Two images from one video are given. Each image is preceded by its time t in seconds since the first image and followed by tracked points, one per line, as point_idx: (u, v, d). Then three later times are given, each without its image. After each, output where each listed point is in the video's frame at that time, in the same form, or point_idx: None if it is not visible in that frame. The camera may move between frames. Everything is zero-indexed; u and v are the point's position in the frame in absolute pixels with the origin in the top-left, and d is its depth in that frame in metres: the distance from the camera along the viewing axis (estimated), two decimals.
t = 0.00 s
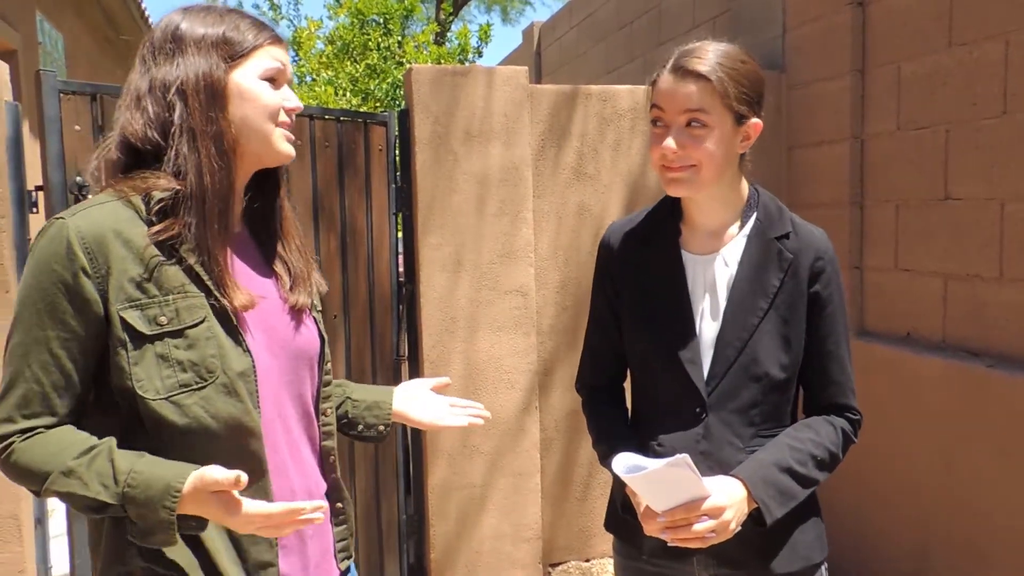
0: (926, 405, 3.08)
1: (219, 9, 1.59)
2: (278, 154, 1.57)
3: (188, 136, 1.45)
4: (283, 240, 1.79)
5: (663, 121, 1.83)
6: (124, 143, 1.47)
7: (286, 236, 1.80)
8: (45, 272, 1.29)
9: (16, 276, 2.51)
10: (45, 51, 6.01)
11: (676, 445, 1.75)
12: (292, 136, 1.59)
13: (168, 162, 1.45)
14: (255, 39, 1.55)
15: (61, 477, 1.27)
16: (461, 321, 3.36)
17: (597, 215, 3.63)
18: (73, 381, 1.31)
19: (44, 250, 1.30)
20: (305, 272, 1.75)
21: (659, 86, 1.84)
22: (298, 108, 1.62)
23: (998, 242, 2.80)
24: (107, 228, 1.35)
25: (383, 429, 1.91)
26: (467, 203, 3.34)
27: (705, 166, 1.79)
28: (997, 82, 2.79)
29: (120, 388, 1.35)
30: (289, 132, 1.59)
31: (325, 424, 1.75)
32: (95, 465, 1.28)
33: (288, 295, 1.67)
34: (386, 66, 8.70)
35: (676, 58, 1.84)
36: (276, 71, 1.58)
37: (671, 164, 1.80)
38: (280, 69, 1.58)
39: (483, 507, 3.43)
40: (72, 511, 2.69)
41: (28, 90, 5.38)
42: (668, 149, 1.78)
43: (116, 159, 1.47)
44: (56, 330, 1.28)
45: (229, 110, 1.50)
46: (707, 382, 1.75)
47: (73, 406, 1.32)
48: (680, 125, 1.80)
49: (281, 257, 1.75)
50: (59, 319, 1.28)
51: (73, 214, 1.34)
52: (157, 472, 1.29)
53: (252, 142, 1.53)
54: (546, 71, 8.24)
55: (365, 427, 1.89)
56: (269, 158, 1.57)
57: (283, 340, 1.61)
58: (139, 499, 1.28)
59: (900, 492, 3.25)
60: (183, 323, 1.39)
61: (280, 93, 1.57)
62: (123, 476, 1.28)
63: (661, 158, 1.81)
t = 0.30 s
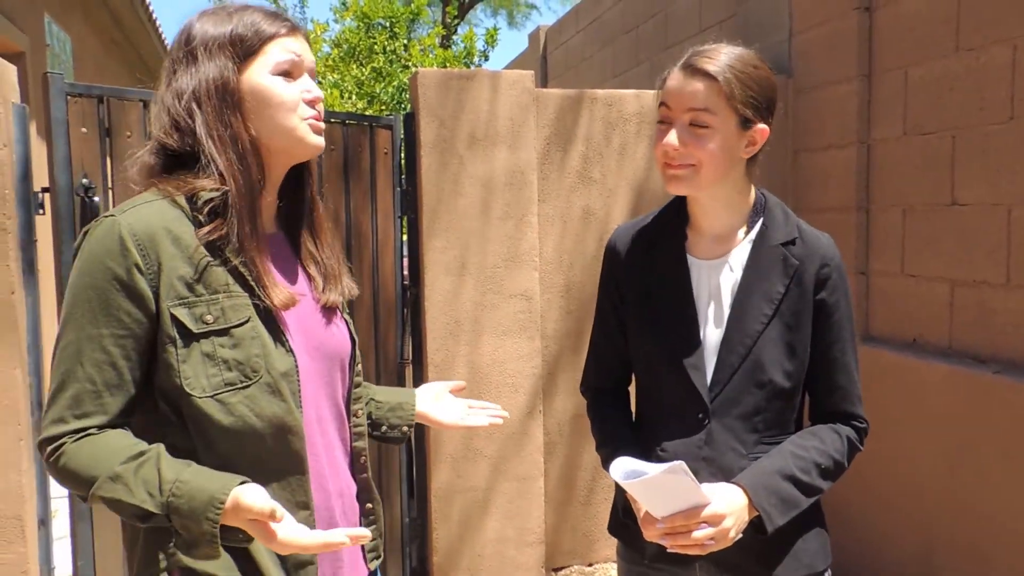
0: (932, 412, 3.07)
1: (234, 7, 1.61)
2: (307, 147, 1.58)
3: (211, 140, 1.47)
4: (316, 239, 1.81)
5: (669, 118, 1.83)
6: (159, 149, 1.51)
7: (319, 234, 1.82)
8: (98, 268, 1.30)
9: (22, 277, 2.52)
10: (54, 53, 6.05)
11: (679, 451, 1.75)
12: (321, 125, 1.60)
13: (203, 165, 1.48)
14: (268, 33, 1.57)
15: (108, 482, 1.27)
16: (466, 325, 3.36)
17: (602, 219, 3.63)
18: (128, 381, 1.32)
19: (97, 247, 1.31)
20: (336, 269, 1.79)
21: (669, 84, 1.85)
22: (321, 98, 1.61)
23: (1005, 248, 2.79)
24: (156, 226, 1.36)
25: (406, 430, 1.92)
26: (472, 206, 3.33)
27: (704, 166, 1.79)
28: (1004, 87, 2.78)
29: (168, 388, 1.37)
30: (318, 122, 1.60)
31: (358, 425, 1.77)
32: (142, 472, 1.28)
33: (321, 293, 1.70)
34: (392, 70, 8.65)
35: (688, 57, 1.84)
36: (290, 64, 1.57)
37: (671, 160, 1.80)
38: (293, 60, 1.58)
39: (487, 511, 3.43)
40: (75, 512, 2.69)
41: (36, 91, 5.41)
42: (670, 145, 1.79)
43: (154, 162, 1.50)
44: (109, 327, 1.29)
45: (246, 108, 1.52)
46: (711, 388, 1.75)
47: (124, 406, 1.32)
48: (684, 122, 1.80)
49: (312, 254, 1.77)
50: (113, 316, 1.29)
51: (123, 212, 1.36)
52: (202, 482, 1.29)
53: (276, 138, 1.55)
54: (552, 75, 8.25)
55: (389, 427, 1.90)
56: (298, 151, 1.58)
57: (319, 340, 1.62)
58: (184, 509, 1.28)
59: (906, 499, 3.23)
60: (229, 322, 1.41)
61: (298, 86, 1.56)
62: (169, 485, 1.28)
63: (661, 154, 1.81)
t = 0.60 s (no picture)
0: (937, 416, 3.06)
1: (254, 9, 1.61)
2: (330, 148, 1.57)
3: (238, 147, 1.47)
4: (342, 237, 1.80)
5: (673, 119, 1.84)
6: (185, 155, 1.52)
7: (344, 232, 1.81)
8: (139, 272, 1.32)
9: (27, 280, 2.52)
10: (58, 56, 6.05)
11: (683, 453, 1.75)
12: (344, 125, 1.59)
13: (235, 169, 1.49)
14: (290, 36, 1.57)
15: (150, 488, 1.29)
16: (470, 328, 3.35)
17: (605, 221, 3.63)
18: (175, 383, 1.35)
19: (136, 251, 1.33)
20: (360, 269, 1.79)
21: (672, 86, 1.85)
22: (344, 96, 1.59)
23: (1011, 251, 2.78)
24: (192, 229, 1.38)
25: (428, 434, 1.94)
26: (476, 209, 3.33)
27: (709, 166, 1.78)
28: (1009, 90, 2.77)
29: (207, 392, 1.39)
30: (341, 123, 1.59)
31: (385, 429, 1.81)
32: (182, 477, 1.30)
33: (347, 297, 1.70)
34: (395, 73, 8.66)
35: (691, 58, 1.84)
36: (313, 66, 1.57)
37: (675, 161, 1.80)
38: (315, 62, 1.57)
39: (491, 514, 3.42)
40: (79, 514, 2.70)
41: (40, 94, 5.41)
42: (672, 145, 1.79)
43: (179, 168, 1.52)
44: (151, 331, 1.32)
45: (269, 113, 1.53)
46: (716, 391, 1.74)
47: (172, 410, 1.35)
48: (687, 122, 1.80)
49: (335, 252, 1.77)
50: (154, 320, 1.32)
51: (158, 216, 1.38)
52: (237, 489, 1.29)
53: (303, 142, 1.55)
54: (556, 77, 8.24)
55: (411, 431, 1.92)
56: (322, 153, 1.57)
57: (347, 344, 1.63)
58: (220, 515, 1.29)
59: (911, 503, 3.23)
60: (264, 325, 1.42)
61: (321, 87, 1.56)
62: (206, 491, 1.29)
63: (666, 155, 1.81)
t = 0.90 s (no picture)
0: (944, 419, 3.05)
1: (293, 14, 1.61)
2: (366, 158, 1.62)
3: (285, 148, 1.47)
4: (358, 248, 1.81)
5: (673, 127, 1.84)
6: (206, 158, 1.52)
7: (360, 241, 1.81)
8: (162, 279, 1.31)
9: (31, 282, 2.53)
10: (63, 58, 6.06)
11: (688, 458, 1.75)
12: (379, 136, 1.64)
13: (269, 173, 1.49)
14: (336, 44, 1.58)
15: (163, 499, 1.28)
16: (474, 330, 3.35)
17: (609, 223, 3.62)
18: (198, 390, 1.34)
19: (159, 258, 1.32)
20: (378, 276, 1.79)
21: (670, 93, 1.85)
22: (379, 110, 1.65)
23: (1018, 252, 2.76)
24: (216, 235, 1.38)
25: (451, 432, 1.95)
26: (480, 211, 3.33)
27: (709, 172, 1.78)
28: (1015, 90, 2.75)
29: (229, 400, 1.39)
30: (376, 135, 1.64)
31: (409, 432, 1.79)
32: (194, 489, 1.28)
33: (366, 302, 1.70)
34: (399, 74, 8.70)
35: (687, 65, 1.84)
36: (354, 76, 1.60)
37: (677, 170, 1.81)
38: (358, 72, 1.61)
39: (495, 517, 3.41)
40: (83, 518, 2.71)
41: (45, 97, 5.42)
42: (673, 153, 1.80)
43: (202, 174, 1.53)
44: (175, 338, 1.31)
45: (318, 116, 1.53)
46: (721, 395, 1.74)
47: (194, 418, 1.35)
48: (686, 129, 1.81)
49: (359, 266, 1.78)
50: (178, 327, 1.31)
51: (180, 221, 1.37)
52: (246, 504, 1.27)
53: (341, 147, 1.58)
54: (559, 79, 8.23)
55: (437, 429, 1.93)
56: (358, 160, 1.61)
57: (367, 349, 1.63)
58: (228, 531, 1.26)
59: (917, 506, 3.21)
60: (286, 331, 1.43)
61: (364, 96, 1.60)
62: (215, 504, 1.27)
63: (667, 163, 1.82)
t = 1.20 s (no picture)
0: (946, 426, 3.04)
1: (312, 23, 1.61)
2: (380, 170, 1.60)
3: (308, 162, 1.48)
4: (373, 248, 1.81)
5: (672, 131, 1.85)
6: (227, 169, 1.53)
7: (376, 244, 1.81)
8: (190, 291, 1.32)
9: (33, 286, 2.53)
10: (66, 62, 6.09)
11: (687, 467, 1.75)
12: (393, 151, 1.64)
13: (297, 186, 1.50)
14: (354, 55, 1.58)
15: (205, 513, 1.29)
16: (475, 335, 3.35)
17: (611, 228, 3.62)
18: (224, 400, 1.35)
19: (187, 270, 1.33)
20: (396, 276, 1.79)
21: (672, 98, 1.86)
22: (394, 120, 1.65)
23: (1019, 259, 2.76)
24: (244, 247, 1.39)
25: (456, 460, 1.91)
26: (482, 216, 3.33)
27: (707, 177, 1.79)
28: (1017, 97, 2.75)
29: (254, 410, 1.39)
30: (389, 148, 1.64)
31: (426, 440, 1.76)
32: (237, 504, 1.30)
33: (386, 308, 1.70)
34: (401, 79, 8.67)
35: (690, 69, 1.84)
36: (371, 86, 1.60)
37: (676, 174, 1.82)
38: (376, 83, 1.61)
39: (496, 522, 3.41)
40: (83, 522, 2.71)
41: (48, 101, 5.44)
42: (671, 158, 1.81)
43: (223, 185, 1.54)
44: (203, 349, 1.32)
45: (339, 128, 1.54)
46: (721, 404, 1.74)
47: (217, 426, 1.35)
48: (685, 134, 1.81)
49: (376, 269, 1.78)
50: (206, 339, 1.32)
51: (209, 233, 1.38)
52: (296, 516, 1.30)
53: (361, 163, 1.58)
54: (561, 83, 8.23)
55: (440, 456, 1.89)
56: (367, 174, 1.59)
57: (392, 357, 1.63)
58: (277, 543, 1.29)
59: (919, 513, 3.20)
60: (311, 342, 1.43)
61: (381, 107, 1.60)
62: (263, 518, 1.30)
63: (666, 167, 1.83)
